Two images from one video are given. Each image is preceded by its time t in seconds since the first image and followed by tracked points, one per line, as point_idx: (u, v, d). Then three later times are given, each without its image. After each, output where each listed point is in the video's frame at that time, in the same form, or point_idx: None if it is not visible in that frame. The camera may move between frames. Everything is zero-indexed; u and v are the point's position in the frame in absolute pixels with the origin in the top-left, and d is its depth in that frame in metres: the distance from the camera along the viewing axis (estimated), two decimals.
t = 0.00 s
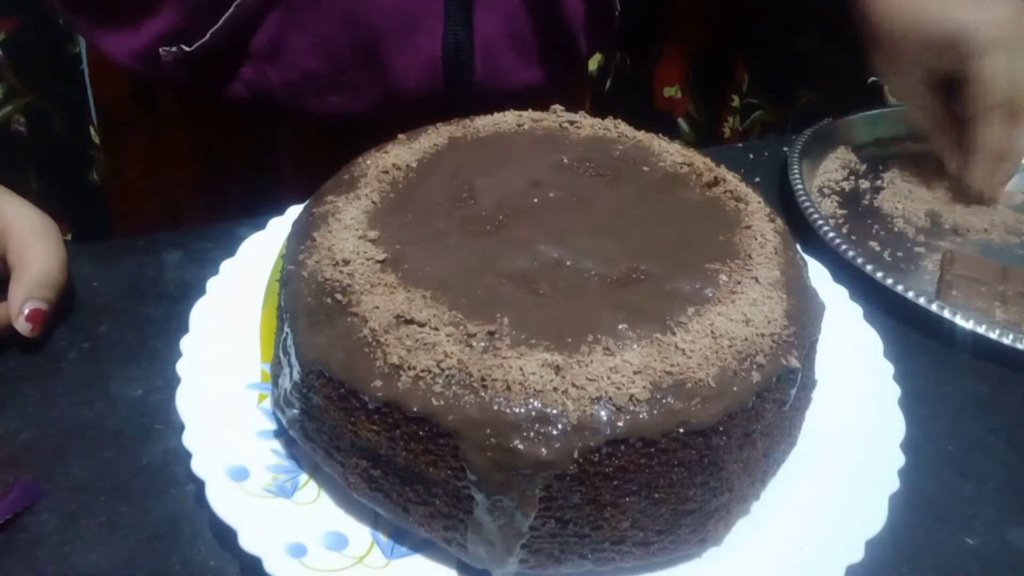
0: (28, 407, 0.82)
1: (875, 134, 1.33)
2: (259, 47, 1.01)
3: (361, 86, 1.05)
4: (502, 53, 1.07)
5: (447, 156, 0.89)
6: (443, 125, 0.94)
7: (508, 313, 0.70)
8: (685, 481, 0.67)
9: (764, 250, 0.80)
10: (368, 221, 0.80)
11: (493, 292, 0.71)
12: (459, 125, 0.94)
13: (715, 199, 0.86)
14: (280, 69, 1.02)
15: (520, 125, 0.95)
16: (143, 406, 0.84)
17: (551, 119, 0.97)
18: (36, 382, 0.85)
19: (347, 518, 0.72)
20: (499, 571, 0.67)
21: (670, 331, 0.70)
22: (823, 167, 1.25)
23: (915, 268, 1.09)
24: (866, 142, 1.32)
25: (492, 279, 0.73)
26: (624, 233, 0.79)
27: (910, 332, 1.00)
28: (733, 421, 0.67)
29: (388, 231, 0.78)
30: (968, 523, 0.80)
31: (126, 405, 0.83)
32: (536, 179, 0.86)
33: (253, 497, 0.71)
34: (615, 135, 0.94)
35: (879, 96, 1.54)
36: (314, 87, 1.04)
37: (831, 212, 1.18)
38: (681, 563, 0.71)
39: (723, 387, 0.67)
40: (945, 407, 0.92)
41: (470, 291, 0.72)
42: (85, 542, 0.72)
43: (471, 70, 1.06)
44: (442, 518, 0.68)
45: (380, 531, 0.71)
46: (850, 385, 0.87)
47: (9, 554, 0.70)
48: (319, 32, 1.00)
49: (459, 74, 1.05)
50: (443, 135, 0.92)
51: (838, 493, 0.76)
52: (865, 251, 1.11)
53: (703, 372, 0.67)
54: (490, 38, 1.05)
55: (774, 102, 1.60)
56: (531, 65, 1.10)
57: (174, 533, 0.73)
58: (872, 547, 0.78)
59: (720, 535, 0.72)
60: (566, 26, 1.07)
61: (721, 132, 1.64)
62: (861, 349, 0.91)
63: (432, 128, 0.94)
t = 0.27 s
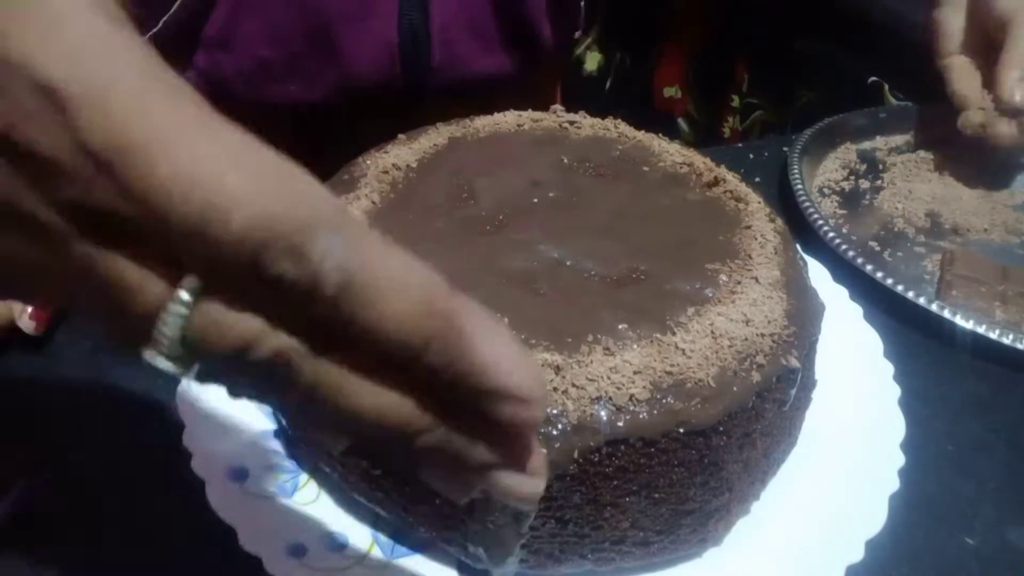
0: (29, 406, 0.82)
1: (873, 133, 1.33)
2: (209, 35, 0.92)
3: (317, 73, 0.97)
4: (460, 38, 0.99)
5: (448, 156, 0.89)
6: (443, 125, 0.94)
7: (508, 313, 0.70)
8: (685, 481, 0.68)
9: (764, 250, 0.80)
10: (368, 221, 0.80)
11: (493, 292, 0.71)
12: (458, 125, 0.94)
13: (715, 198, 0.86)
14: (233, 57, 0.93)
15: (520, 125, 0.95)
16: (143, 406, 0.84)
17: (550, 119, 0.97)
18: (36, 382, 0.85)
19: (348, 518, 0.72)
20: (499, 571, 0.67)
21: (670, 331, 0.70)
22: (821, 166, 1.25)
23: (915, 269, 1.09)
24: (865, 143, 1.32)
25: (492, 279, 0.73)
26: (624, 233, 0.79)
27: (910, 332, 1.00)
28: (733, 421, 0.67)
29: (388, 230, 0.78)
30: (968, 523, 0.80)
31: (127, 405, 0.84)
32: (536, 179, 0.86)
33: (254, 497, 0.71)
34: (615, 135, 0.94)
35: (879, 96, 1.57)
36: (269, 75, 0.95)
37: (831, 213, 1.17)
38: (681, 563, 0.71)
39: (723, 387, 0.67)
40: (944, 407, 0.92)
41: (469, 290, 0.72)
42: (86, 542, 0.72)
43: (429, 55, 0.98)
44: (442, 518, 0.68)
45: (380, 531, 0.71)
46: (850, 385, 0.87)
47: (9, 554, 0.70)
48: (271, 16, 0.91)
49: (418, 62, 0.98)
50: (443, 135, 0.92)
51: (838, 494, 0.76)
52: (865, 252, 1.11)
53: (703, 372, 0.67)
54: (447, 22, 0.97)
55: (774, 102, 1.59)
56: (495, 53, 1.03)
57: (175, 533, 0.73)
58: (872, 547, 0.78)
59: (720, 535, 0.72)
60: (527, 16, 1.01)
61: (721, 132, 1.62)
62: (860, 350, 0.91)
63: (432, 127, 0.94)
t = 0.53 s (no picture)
0: (29, 407, 0.82)
1: (873, 133, 1.33)
2: (224, 44, 0.98)
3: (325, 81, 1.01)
4: (472, 47, 1.04)
5: (447, 156, 0.89)
6: (443, 125, 0.94)
7: (508, 313, 0.70)
8: (685, 481, 0.68)
9: (764, 250, 0.80)
10: (368, 221, 0.80)
11: (493, 292, 0.71)
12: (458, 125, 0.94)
13: (715, 199, 0.86)
14: (247, 65, 0.99)
15: (519, 125, 0.95)
16: (142, 406, 0.84)
17: (551, 118, 0.97)
18: (36, 382, 0.85)
19: (347, 518, 0.72)
20: (499, 571, 0.67)
21: (670, 331, 0.70)
22: (822, 167, 1.25)
23: (915, 269, 1.09)
24: (865, 143, 1.32)
25: (492, 279, 0.73)
26: (624, 233, 0.79)
27: (910, 332, 1.00)
28: (733, 421, 0.67)
29: (388, 230, 0.78)
30: (968, 523, 0.80)
31: (126, 405, 0.83)
32: (536, 179, 0.86)
33: (254, 497, 0.71)
34: (615, 135, 0.94)
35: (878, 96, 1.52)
36: (282, 83, 1.00)
37: (832, 212, 1.17)
38: (681, 563, 0.71)
39: (723, 387, 0.67)
40: (944, 407, 0.92)
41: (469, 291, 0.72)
42: (86, 542, 0.72)
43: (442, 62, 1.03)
44: (442, 518, 0.68)
45: (381, 531, 0.71)
46: (850, 386, 0.87)
47: (9, 554, 0.70)
48: (285, 27, 0.97)
49: (427, 71, 1.03)
50: (443, 135, 0.92)
51: (838, 494, 0.76)
52: (865, 251, 1.11)
53: (703, 372, 0.67)
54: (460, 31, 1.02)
55: (773, 102, 1.62)
56: (509, 60, 1.08)
57: (175, 533, 0.73)
58: (872, 547, 0.77)
59: (720, 535, 0.72)
60: (543, 22, 1.05)
61: (721, 132, 1.65)
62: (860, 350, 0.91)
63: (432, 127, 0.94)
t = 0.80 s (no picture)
0: (29, 407, 0.82)
1: (872, 133, 1.33)
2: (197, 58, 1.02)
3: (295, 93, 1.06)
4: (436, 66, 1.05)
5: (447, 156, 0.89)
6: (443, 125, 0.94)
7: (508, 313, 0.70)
8: (685, 481, 0.67)
9: (764, 250, 0.80)
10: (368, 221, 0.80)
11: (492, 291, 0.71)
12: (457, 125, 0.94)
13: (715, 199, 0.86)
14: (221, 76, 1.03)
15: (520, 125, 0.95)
16: (142, 406, 0.84)
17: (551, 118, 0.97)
18: (36, 382, 0.85)
19: (347, 518, 0.72)
20: (499, 571, 0.67)
21: (670, 331, 0.70)
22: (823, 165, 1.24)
23: (915, 269, 1.09)
24: (865, 143, 1.32)
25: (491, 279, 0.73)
26: (624, 232, 0.79)
27: (910, 332, 1.00)
28: (733, 421, 0.67)
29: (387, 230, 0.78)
30: (968, 523, 0.80)
31: (126, 405, 0.83)
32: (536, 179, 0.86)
33: (254, 497, 0.71)
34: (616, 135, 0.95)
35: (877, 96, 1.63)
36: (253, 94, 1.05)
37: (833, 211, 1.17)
38: (681, 563, 0.71)
39: (723, 387, 0.67)
40: (944, 407, 0.92)
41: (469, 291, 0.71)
42: (85, 542, 0.72)
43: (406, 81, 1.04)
44: (442, 519, 0.68)
45: (381, 531, 0.71)
46: (850, 386, 0.87)
47: (9, 554, 0.70)
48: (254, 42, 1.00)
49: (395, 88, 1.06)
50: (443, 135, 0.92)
51: (838, 494, 0.76)
52: (865, 251, 1.11)
53: (703, 373, 0.67)
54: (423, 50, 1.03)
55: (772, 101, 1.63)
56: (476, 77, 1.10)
57: (174, 533, 0.73)
58: (872, 547, 0.77)
59: (720, 535, 0.72)
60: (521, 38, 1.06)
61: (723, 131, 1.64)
62: (860, 350, 0.91)
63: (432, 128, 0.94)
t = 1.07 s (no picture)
0: (29, 407, 0.82)
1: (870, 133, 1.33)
2: (182, 54, 1.00)
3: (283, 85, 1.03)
4: (428, 51, 1.04)
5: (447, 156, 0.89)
6: (442, 125, 0.94)
7: (508, 313, 0.70)
8: (685, 481, 0.67)
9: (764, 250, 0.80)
10: (368, 221, 0.80)
11: (492, 292, 0.71)
12: (456, 125, 0.94)
13: (715, 199, 0.86)
14: (207, 71, 1.01)
15: (519, 124, 0.95)
16: (142, 406, 0.84)
17: (550, 118, 0.97)
18: (36, 382, 0.85)
19: (347, 518, 0.72)
20: (499, 571, 0.67)
21: (670, 331, 0.70)
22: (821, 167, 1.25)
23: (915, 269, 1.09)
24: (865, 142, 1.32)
25: (491, 279, 0.73)
26: (624, 233, 0.79)
27: (910, 332, 1.00)
28: (733, 421, 0.67)
29: (387, 230, 0.78)
30: (968, 523, 0.80)
31: (126, 405, 0.83)
32: (536, 179, 0.86)
33: (253, 497, 0.71)
34: (616, 135, 0.94)
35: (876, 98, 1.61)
36: (241, 89, 1.03)
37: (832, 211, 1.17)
38: (680, 563, 0.71)
39: (723, 387, 0.67)
40: (944, 407, 0.92)
41: (469, 292, 0.71)
42: (85, 542, 0.72)
43: (398, 72, 1.03)
44: (442, 519, 0.68)
45: (381, 531, 0.71)
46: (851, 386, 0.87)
47: (9, 554, 0.70)
48: (236, 36, 0.98)
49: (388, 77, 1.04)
50: (443, 135, 0.92)
51: (839, 495, 0.76)
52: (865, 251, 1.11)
53: (703, 373, 0.67)
54: (413, 38, 1.01)
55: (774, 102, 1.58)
56: (476, 67, 1.08)
57: (174, 533, 0.73)
58: (872, 548, 0.77)
59: (720, 535, 0.72)
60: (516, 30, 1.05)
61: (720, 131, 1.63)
62: (860, 350, 0.90)
63: (432, 128, 0.94)
